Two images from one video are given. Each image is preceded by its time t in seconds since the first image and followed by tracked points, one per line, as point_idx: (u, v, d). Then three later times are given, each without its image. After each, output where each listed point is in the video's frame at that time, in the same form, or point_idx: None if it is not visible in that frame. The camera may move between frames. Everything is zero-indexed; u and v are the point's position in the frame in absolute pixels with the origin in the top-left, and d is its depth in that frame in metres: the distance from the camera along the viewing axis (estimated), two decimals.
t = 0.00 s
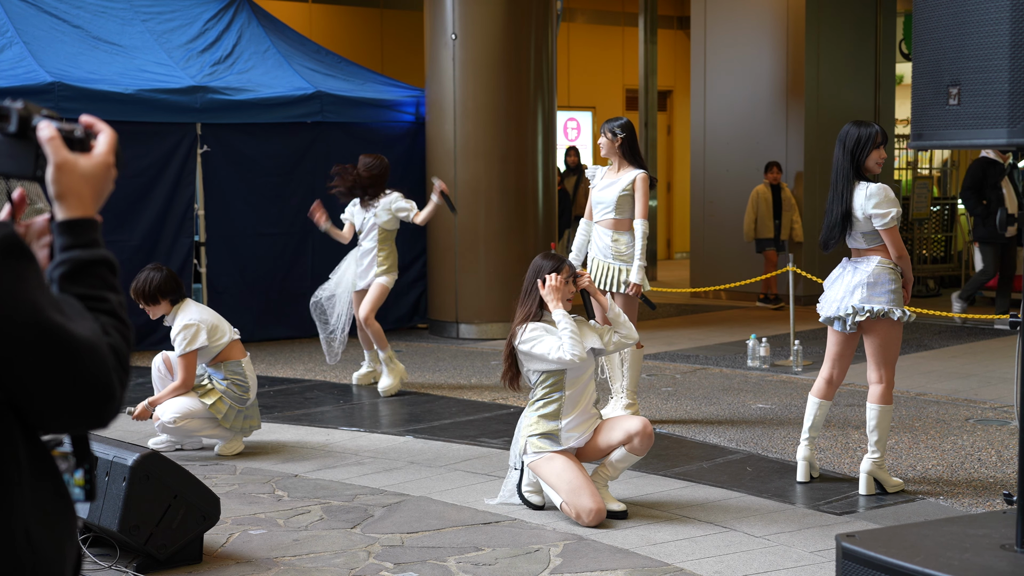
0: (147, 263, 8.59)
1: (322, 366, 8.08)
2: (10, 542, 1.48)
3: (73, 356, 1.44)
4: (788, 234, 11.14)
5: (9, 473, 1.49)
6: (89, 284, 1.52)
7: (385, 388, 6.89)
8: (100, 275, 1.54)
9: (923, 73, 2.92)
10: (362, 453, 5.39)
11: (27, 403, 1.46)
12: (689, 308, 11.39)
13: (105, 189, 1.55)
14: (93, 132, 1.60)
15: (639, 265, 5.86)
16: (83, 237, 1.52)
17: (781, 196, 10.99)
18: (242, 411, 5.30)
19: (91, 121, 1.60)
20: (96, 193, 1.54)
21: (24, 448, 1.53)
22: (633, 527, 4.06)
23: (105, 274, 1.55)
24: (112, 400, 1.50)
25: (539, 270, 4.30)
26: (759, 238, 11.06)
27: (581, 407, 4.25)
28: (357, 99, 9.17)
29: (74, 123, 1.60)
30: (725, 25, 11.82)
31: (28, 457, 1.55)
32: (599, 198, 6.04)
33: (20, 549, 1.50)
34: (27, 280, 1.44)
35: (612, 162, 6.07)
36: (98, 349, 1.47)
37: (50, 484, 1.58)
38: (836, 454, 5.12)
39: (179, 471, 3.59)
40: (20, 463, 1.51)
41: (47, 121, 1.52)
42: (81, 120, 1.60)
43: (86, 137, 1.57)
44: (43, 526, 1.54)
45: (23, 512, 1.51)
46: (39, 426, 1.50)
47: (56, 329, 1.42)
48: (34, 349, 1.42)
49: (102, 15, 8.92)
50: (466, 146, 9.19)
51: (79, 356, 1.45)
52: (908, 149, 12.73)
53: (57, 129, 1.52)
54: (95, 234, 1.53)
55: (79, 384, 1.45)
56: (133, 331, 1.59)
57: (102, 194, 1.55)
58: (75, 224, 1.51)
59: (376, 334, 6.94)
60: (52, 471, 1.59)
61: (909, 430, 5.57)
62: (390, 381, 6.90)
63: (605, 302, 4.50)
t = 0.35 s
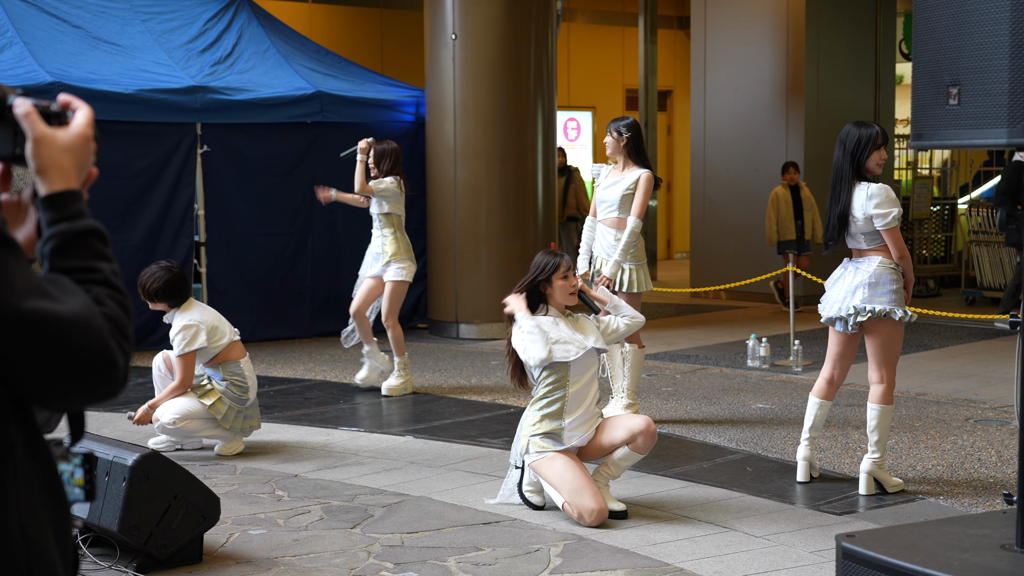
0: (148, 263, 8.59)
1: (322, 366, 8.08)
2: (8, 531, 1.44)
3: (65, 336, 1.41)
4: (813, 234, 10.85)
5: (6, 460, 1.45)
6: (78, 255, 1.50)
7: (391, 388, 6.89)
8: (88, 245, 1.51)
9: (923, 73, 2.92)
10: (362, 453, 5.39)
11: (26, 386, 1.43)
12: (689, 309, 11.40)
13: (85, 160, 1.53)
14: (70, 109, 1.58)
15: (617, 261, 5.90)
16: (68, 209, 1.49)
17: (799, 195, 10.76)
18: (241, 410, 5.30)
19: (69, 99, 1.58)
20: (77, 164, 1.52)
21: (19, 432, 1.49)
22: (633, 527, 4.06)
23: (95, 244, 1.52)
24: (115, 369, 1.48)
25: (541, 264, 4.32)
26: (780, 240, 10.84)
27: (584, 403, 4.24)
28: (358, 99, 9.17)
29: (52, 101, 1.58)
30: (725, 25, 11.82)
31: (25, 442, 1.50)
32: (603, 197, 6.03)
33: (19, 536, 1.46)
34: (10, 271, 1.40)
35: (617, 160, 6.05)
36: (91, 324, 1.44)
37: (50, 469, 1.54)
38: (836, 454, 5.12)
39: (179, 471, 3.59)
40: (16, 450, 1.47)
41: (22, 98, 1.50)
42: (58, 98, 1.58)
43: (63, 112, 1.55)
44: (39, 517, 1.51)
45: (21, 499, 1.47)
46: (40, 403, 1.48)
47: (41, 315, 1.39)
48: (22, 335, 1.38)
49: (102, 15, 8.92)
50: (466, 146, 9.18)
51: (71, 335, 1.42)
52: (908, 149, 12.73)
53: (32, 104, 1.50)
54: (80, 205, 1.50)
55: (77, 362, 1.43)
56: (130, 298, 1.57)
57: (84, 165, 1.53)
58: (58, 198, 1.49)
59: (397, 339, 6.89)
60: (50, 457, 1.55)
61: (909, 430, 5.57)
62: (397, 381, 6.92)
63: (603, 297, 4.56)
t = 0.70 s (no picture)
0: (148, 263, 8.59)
1: (322, 366, 8.08)
2: (7, 528, 1.44)
3: (65, 331, 1.41)
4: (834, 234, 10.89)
5: (5, 458, 1.45)
6: (79, 247, 1.50)
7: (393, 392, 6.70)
8: (89, 236, 1.51)
9: (923, 72, 2.92)
10: (362, 453, 5.39)
11: (27, 381, 1.43)
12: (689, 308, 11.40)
13: (84, 152, 1.53)
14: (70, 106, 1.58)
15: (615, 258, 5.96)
16: (67, 201, 1.49)
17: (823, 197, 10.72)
18: (241, 412, 5.30)
19: (68, 95, 1.59)
20: (76, 156, 1.52)
21: (19, 428, 1.49)
22: (633, 527, 4.06)
23: (96, 235, 1.52)
24: (117, 362, 1.47)
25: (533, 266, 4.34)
26: (804, 243, 10.82)
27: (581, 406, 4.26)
28: (358, 99, 9.17)
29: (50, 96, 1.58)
30: (725, 25, 11.82)
31: (24, 438, 1.50)
32: (604, 198, 6.03)
33: (18, 532, 1.46)
34: (7, 267, 1.39)
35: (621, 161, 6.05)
36: (92, 317, 1.44)
37: (49, 466, 1.53)
38: (836, 454, 5.12)
39: (179, 471, 3.59)
40: (15, 446, 1.47)
41: (20, 91, 1.50)
42: (57, 94, 1.59)
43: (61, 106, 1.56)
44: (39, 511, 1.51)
45: (20, 496, 1.47)
46: (43, 397, 1.48)
47: (40, 312, 1.39)
48: (21, 332, 1.39)
49: (102, 15, 8.92)
50: (466, 146, 9.19)
51: (71, 330, 1.42)
52: (908, 149, 12.73)
53: (29, 96, 1.51)
54: (80, 196, 1.50)
55: (78, 357, 1.43)
56: (133, 289, 1.56)
57: (82, 157, 1.54)
58: (56, 190, 1.49)
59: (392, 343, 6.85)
60: (50, 455, 1.54)
61: (909, 429, 5.57)
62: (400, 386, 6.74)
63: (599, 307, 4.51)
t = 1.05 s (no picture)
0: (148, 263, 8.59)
1: (322, 366, 8.08)
2: (9, 526, 1.44)
3: (67, 332, 1.41)
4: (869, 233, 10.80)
5: (7, 456, 1.45)
6: (82, 249, 1.50)
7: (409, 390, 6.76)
8: (93, 238, 1.51)
9: (923, 72, 2.92)
10: (362, 453, 5.39)
11: (30, 382, 1.43)
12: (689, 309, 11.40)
13: (88, 155, 1.54)
14: (74, 110, 1.58)
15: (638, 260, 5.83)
16: (70, 204, 1.49)
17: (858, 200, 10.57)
18: (241, 412, 5.30)
19: (72, 100, 1.60)
20: (81, 159, 1.53)
21: (22, 427, 1.49)
22: (633, 527, 4.06)
23: (99, 237, 1.52)
24: (120, 364, 1.47)
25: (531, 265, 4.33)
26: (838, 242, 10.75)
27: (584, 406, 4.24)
28: (357, 99, 9.18)
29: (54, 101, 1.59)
30: (725, 25, 11.82)
31: (26, 437, 1.50)
32: (604, 199, 6.05)
33: (20, 532, 1.46)
34: (10, 268, 1.39)
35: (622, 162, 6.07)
36: (95, 318, 1.44)
37: (51, 465, 1.53)
38: (836, 454, 5.12)
39: (179, 471, 3.59)
40: (18, 445, 1.47)
41: (27, 93, 1.51)
42: (61, 99, 1.59)
43: (65, 110, 1.56)
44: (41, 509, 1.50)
45: (23, 494, 1.47)
46: (46, 398, 1.48)
47: (42, 313, 1.39)
48: (23, 332, 1.39)
49: (102, 15, 8.92)
50: (466, 146, 9.18)
51: (73, 331, 1.42)
52: (908, 149, 12.73)
53: (35, 99, 1.51)
54: (83, 199, 1.50)
55: (80, 358, 1.43)
56: (135, 292, 1.56)
57: (86, 160, 1.54)
58: (60, 192, 1.49)
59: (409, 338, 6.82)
60: (51, 452, 1.54)
61: (909, 429, 5.57)
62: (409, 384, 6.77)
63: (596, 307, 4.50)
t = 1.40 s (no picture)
0: (148, 262, 8.59)
1: (322, 366, 8.08)
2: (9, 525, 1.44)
3: (68, 332, 1.41)
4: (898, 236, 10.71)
5: (6, 453, 1.45)
6: (84, 249, 1.50)
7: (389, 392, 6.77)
8: (94, 238, 1.51)
9: (923, 72, 2.92)
10: (362, 453, 5.40)
11: (30, 382, 1.43)
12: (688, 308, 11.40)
13: (91, 156, 1.54)
14: (75, 110, 1.58)
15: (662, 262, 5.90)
16: (72, 204, 1.49)
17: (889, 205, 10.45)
18: (241, 413, 5.30)
19: (73, 100, 1.60)
20: (83, 158, 1.53)
21: (22, 426, 1.49)
22: (633, 527, 4.06)
23: (101, 237, 1.52)
24: (120, 363, 1.47)
25: (532, 268, 4.32)
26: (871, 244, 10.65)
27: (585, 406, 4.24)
28: (357, 99, 9.18)
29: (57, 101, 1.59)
30: (725, 25, 11.82)
31: (27, 435, 1.50)
32: (605, 200, 6.04)
33: (21, 530, 1.46)
34: (11, 267, 1.39)
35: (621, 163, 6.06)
36: (96, 319, 1.44)
37: (51, 464, 1.53)
38: (836, 454, 5.12)
39: (179, 471, 3.59)
40: (19, 444, 1.47)
41: (30, 94, 1.51)
42: (62, 100, 1.59)
43: (67, 110, 1.56)
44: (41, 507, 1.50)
45: (23, 493, 1.47)
46: (47, 398, 1.48)
47: (42, 312, 1.39)
48: (23, 331, 1.38)
49: (102, 15, 8.92)
50: (466, 146, 9.18)
51: (74, 331, 1.41)
52: (908, 149, 12.73)
53: (37, 99, 1.51)
54: (86, 199, 1.50)
55: (81, 358, 1.43)
56: (137, 292, 1.56)
57: (89, 160, 1.54)
58: (62, 193, 1.49)
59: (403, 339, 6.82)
60: (52, 450, 1.54)
61: (909, 430, 5.57)
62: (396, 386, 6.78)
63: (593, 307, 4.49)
